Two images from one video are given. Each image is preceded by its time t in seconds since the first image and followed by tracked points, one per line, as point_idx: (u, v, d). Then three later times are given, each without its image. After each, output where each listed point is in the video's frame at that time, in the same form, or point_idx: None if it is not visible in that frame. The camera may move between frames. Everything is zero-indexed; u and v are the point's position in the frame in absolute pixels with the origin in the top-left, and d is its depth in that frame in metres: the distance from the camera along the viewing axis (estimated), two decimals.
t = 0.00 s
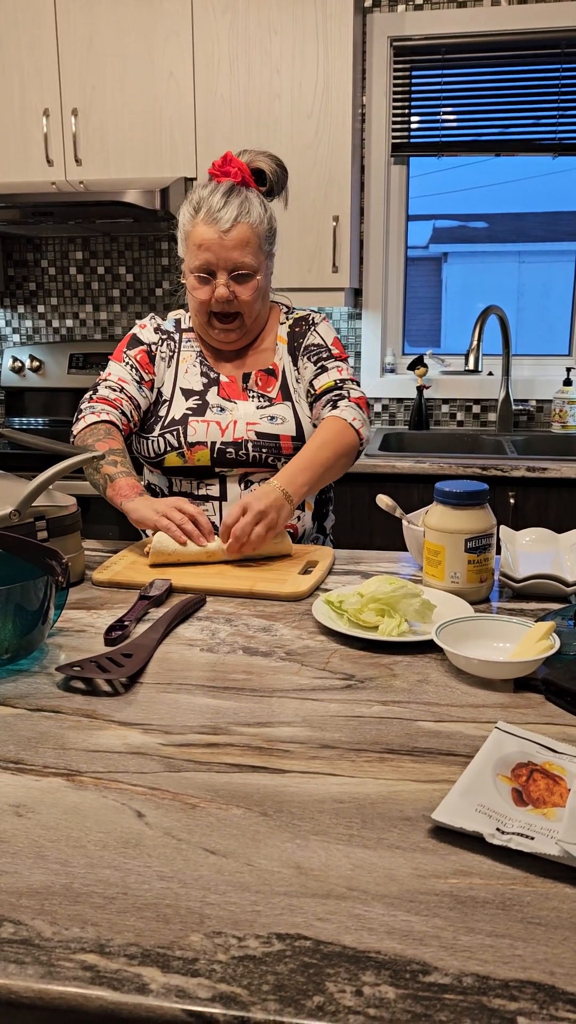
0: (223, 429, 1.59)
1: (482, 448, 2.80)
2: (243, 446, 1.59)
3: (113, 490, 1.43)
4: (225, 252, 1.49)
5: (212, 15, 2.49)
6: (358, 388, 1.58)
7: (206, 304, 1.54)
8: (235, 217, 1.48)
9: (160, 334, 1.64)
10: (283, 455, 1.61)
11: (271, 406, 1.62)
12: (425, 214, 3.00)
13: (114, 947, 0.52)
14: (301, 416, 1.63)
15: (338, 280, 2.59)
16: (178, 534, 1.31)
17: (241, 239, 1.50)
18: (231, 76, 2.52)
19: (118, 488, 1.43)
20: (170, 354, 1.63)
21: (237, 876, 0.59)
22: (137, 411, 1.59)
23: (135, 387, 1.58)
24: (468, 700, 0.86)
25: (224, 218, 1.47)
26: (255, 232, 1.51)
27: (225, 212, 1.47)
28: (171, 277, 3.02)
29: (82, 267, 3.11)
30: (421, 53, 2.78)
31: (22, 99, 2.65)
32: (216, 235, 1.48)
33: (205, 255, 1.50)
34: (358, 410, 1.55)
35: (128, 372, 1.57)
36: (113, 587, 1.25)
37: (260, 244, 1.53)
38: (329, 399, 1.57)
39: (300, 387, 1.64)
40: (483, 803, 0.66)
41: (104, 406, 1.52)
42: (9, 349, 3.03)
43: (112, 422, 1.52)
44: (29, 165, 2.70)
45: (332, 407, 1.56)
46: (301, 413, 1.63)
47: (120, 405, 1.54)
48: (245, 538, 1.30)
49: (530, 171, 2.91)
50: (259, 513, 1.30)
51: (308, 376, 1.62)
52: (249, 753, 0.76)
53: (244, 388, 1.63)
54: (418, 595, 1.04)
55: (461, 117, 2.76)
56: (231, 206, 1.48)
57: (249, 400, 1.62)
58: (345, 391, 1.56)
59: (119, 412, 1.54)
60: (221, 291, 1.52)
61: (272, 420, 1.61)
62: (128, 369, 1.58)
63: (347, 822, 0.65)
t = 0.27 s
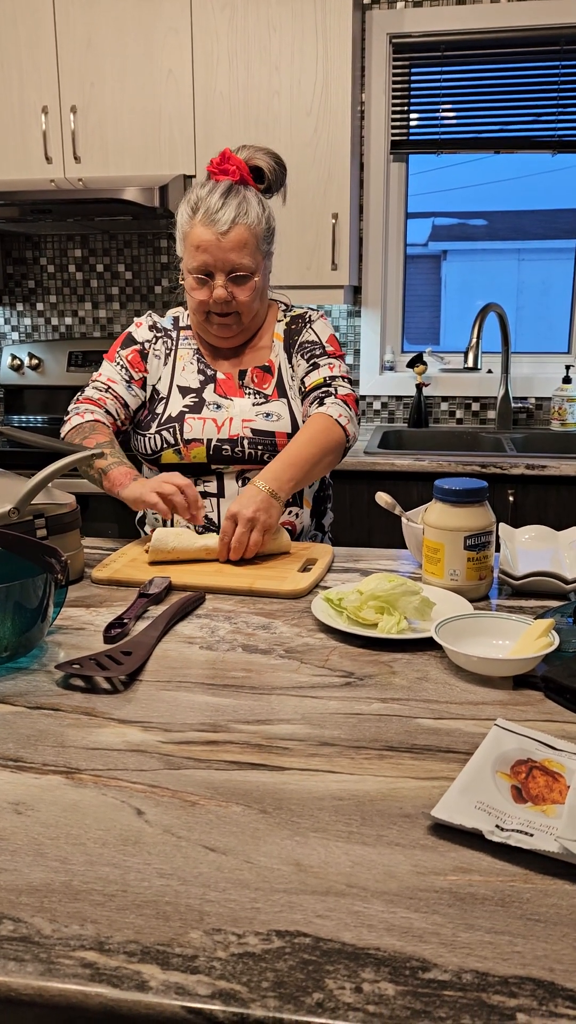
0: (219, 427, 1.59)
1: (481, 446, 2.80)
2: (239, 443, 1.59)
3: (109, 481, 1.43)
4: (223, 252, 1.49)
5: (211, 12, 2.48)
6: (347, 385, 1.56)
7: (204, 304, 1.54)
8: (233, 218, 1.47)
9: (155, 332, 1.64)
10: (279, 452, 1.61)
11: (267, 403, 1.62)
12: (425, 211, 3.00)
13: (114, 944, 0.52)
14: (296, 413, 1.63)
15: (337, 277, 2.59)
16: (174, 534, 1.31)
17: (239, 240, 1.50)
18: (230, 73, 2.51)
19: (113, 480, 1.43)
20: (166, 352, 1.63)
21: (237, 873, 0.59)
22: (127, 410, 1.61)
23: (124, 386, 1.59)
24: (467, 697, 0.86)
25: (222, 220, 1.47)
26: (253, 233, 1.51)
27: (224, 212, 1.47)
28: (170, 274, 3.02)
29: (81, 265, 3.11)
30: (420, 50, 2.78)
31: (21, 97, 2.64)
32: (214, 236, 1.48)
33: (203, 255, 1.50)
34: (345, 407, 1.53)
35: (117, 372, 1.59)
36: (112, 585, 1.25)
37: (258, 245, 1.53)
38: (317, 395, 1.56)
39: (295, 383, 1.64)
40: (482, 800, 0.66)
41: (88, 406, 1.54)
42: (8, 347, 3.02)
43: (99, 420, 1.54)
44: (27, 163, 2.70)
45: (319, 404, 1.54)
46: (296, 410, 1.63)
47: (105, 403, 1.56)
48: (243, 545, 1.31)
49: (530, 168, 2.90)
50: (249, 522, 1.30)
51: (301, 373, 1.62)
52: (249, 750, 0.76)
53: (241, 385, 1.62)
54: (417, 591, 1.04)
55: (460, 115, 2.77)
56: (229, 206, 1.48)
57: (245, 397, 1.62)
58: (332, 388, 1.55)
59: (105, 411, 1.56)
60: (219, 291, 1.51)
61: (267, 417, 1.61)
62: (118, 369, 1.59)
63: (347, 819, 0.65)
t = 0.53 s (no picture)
0: (214, 428, 1.59)
1: (481, 444, 2.80)
2: (234, 445, 1.59)
3: (115, 495, 1.45)
4: (225, 252, 1.49)
5: (210, 10, 2.48)
6: (347, 384, 1.57)
7: (204, 303, 1.54)
8: (235, 218, 1.47)
9: (152, 334, 1.65)
10: (275, 451, 1.61)
11: (262, 403, 1.62)
12: (424, 209, 2.99)
13: (114, 941, 0.52)
14: (293, 412, 1.63)
15: (336, 275, 2.59)
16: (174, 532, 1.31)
17: (241, 240, 1.50)
18: (229, 71, 2.51)
19: (122, 493, 1.45)
20: (164, 353, 1.64)
21: (236, 870, 0.59)
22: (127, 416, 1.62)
23: (124, 391, 1.60)
24: (466, 695, 0.87)
25: (225, 220, 1.47)
26: (254, 234, 1.51)
27: (227, 212, 1.47)
28: (169, 272, 3.01)
29: (80, 263, 3.10)
30: (420, 47, 2.77)
31: (20, 94, 2.64)
32: (215, 236, 1.48)
33: (204, 255, 1.49)
34: (346, 406, 1.53)
35: (118, 377, 1.59)
36: (111, 583, 1.25)
37: (259, 246, 1.53)
38: (317, 394, 1.56)
39: (292, 382, 1.65)
40: (482, 798, 0.66)
41: (92, 413, 1.55)
42: (7, 345, 3.02)
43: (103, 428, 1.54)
44: (26, 160, 2.70)
45: (320, 402, 1.55)
46: (293, 410, 1.63)
47: (108, 412, 1.56)
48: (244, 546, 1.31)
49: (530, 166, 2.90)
50: (250, 523, 1.30)
51: (299, 372, 1.62)
52: (248, 748, 0.76)
53: (237, 386, 1.62)
54: (416, 590, 1.04)
55: (459, 113, 2.77)
56: (232, 206, 1.47)
57: (241, 399, 1.62)
58: (332, 387, 1.55)
59: (108, 418, 1.57)
60: (220, 291, 1.51)
61: (263, 418, 1.61)
62: (119, 374, 1.60)
63: (347, 817, 0.65)
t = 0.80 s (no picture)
0: (214, 429, 1.59)
1: (481, 443, 2.80)
2: (234, 446, 1.59)
3: (117, 497, 1.46)
4: (225, 251, 1.49)
5: (210, 8, 2.48)
6: (353, 383, 1.57)
7: (204, 303, 1.54)
8: (235, 217, 1.47)
9: (151, 334, 1.65)
10: (275, 452, 1.61)
11: (263, 404, 1.62)
12: (423, 208, 2.99)
13: (114, 940, 0.53)
14: (295, 412, 1.63)
15: (336, 274, 2.59)
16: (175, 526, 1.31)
17: (241, 239, 1.50)
18: (229, 70, 2.51)
19: (124, 495, 1.46)
20: (163, 354, 1.64)
21: (236, 869, 0.59)
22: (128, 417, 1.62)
23: (125, 393, 1.60)
24: (466, 693, 0.87)
25: (225, 219, 1.47)
26: (254, 233, 1.51)
27: (226, 211, 1.47)
28: (168, 271, 3.01)
29: (80, 262, 3.10)
30: (420, 46, 2.77)
31: (19, 92, 2.64)
32: (215, 235, 1.47)
33: (204, 254, 1.49)
34: (353, 405, 1.54)
35: (119, 379, 1.60)
36: (111, 582, 1.25)
37: (259, 245, 1.53)
38: (325, 394, 1.57)
39: (294, 383, 1.64)
40: (482, 797, 0.66)
41: (94, 416, 1.55)
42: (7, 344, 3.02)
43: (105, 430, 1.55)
44: (26, 159, 2.69)
45: (328, 403, 1.55)
46: (294, 410, 1.62)
47: (109, 414, 1.57)
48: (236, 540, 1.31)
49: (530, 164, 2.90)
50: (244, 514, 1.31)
51: (303, 373, 1.62)
52: (248, 747, 0.76)
53: (237, 386, 1.62)
54: (416, 590, 1.05)
55: (458, 111, 2.76)
56: (231, 205, 1.47)
57: (241, 399, 1.62)
58: (340, 386, 1.56)
59: (109, 420, 1.57)
60: (220, 290, 1.51)
61: (263, 418, 1.61)
62: (119, 375, 1.60)
63: (347, 815, 0.65)
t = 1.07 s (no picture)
0: (217, 429, 1.59)
1: (480, 443, 2.80)
2: (237, 446, 1.59)
3: (120, 497, 1.46)
4: (226, 250, 1.49)
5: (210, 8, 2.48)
6: (359, 385, 1.58)
7: (205, 302, 1.54)
8: (237, 217, 1.47)
9: (152, 334, 1.65)
10: (278, 452, 1.61)
11: (266, 404, 1.61)
12: (423, 207, 2.99)
13: (114, 940, 0.53)
14: (298, 413, 1.62)
15: (336, 274, 2.59)
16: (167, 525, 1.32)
17: (242, 239, 1.50)
18: (229, 70, 2.51)
19: (125, 494, 1.45)
20: (165, 353, 1.64)
21: (236, 868, 0.59)
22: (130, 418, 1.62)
23: (126, 393, 1.60)
24: (467, 693, 0.87)
25: (226, 219, 1.47)
26: (255, 232, 1.51)
27: (228, 210, 1.47)
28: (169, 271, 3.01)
29: (80, 261, 3.10)
30: (420, 45, 2.77)
31: (19, 92, 2.64)
32: (216, 234, 1.48)
33: (205, 254, 1.49)
34: (359, 407, 1.55)
35: (119, 380, 1.60)
36: (111, 582, 1.25)
37: (260, 245, 1.53)
38: (330, 396, 1.57)
39: (298, 384, 1.64)
40: (482, 796, 0.66)
41: (94, 419, 1.55)
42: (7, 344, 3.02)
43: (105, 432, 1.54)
44: (26, 159, 2.69)
45: (334, 405, 1.56)
46: (297, 410, 1.62)
47: (110, 415, 1.57)
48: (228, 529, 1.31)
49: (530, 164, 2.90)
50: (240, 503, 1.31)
51: (307, 374, 1.61)
52: (248, 746, 0.76)
53: (240, 385, 1.62)
54: (416, 589, 1.05)
55: (458, 110, 2.76)
56: (232, 204, 1.47)
57: (244, 399, 1.62)
58: (346, 388, 1.56)
59: (111, 422, 1.57)
60: (221, 290, 1.51)
61: (266, 419, 1.60)
62: (120, 376, 1.60)
63: (347, 815, 0.65)
